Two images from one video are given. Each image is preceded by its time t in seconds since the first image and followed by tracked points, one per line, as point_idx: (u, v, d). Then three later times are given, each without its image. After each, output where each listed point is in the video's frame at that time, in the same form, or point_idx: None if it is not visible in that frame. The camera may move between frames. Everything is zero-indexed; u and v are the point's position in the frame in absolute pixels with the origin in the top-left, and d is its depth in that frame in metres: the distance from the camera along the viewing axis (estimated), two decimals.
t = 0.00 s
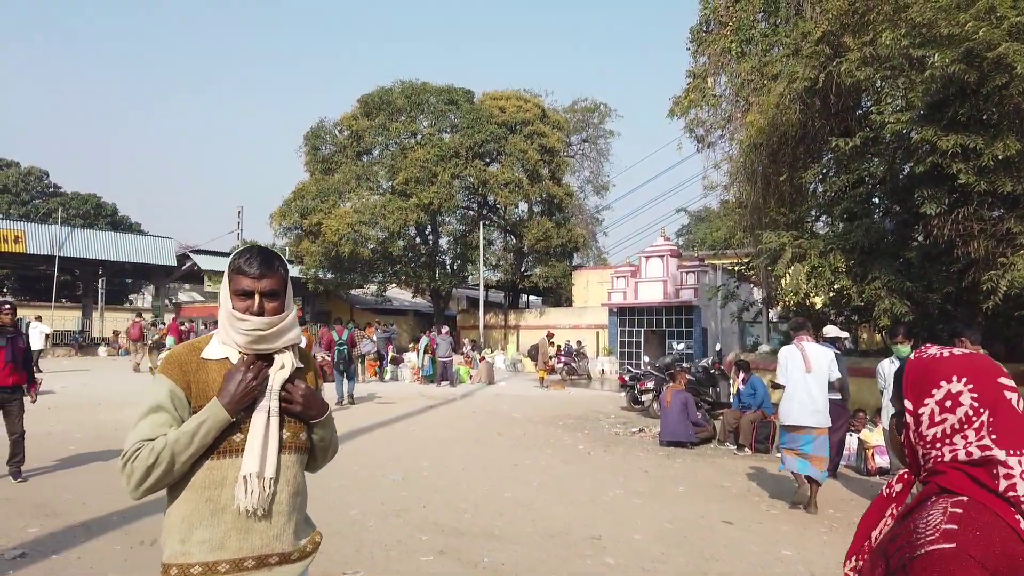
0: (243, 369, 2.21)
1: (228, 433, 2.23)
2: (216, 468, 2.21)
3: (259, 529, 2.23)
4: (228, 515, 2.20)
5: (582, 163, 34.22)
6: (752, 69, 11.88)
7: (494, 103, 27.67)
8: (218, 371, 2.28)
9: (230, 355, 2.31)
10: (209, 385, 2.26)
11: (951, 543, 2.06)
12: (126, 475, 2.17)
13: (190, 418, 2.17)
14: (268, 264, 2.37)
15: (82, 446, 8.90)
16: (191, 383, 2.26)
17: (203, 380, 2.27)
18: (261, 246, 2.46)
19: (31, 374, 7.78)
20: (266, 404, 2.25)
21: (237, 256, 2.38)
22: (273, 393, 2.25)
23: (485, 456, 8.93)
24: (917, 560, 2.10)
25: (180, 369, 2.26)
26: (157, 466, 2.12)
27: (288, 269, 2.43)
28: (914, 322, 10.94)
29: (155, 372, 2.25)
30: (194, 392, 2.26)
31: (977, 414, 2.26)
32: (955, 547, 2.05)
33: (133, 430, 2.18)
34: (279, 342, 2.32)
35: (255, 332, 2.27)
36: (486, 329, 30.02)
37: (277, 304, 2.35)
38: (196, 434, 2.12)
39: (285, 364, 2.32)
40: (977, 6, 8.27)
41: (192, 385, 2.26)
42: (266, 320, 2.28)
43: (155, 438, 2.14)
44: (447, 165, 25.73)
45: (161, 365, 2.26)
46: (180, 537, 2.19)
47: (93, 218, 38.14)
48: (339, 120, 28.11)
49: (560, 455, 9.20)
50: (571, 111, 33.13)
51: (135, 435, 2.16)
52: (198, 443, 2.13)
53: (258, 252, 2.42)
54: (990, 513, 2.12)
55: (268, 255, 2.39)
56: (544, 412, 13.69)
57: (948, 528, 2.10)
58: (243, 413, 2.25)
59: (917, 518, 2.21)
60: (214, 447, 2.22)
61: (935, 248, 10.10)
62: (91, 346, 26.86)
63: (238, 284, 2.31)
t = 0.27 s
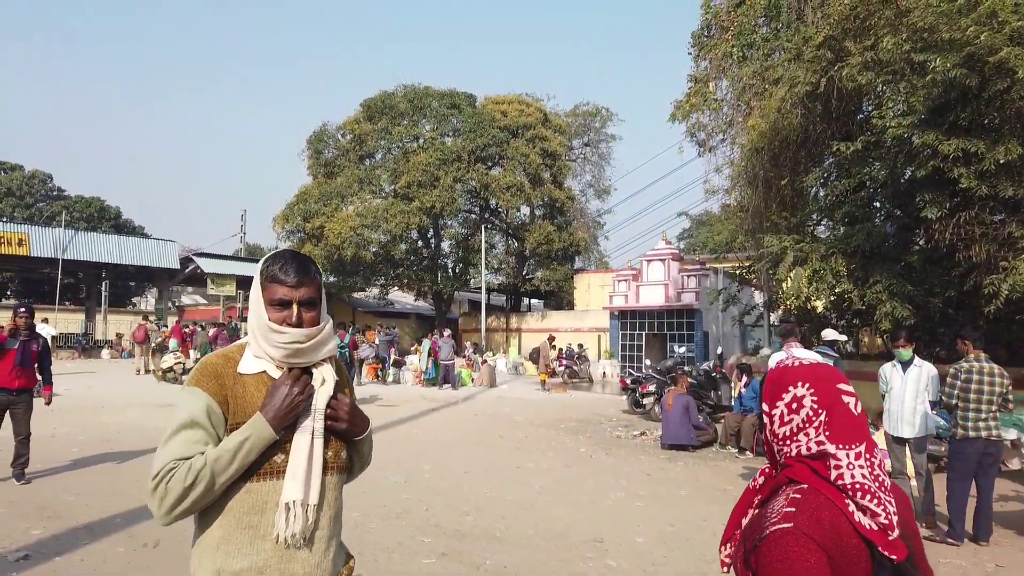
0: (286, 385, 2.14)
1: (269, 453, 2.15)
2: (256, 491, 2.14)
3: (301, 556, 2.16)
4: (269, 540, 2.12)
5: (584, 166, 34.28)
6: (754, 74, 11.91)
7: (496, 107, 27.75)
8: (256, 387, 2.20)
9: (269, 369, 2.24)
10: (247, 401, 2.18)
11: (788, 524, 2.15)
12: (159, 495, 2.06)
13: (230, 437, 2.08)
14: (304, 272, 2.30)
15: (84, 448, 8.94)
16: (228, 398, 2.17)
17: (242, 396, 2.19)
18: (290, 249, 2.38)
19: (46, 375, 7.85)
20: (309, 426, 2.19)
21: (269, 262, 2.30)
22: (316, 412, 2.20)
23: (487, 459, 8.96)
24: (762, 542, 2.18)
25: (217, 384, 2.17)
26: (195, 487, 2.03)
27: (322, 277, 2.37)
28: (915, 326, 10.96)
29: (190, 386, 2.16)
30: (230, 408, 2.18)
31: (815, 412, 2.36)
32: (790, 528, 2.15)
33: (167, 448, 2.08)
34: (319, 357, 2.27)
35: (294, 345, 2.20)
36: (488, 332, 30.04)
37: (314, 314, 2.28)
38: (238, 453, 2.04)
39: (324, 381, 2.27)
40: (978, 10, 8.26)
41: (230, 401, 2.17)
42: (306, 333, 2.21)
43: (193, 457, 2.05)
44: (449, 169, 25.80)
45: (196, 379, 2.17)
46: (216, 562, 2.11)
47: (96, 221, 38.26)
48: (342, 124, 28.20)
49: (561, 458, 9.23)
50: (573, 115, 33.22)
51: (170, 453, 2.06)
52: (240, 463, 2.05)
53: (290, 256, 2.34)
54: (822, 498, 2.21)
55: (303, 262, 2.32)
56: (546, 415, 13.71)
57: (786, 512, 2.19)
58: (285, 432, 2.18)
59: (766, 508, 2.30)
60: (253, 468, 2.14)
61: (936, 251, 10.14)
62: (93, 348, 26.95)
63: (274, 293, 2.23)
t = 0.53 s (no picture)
0: (320, 395, 1.94)
1: (301, 469, 1.95)
2: (287, 513, 1.93)
3: None
4: (305, 569, 1.92)
5: (586, 167, 34.31)
6: (756, 75, 11.91)
7: (498, 108, 27.79)
8: (283, 396, 1.99)
9: (296, 375, 2.03)
10: (274, 412, 1.97)
11: (681, 489, 2.11)
12: (177, 520, 1.85)
13: (258, 450, 1.87)
14: (328, 262, 2.12)
15: (87, 448, 8.95)
16: (253, 409, 1.96)
17: (268, 406, 1.97)
18: (311, 238, 2.20)
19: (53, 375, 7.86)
20: (345, 438, 2.00)
21: (290, 253, 2.12)
22: (353, 421, 2.01)
23: (489, 459, 8.97)
24: (655, 506, 2.13)
25: (240, 394, 1.95)
26: (220, 510, 1.82)
27: (346, 268, 2.18)
28: (917, 327, 10.97)
29: (208, 396, 1.93)
30: (254, 419, 1.96)
31: (708, 387, 2.34)
32: (683, 493, 2.10)
33: (185, 466, 1.86)
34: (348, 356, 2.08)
35: (322, 344, 2.01)
36: (490, 333, 30.07)
37: (341, 309, 2.10)
38: (268, 469, 1.84)
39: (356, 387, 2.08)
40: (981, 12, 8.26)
41: (255, 412, 1.96)
42: (335, 330, 2.03)
43: (217, 478, 1.84)
44: (451, 170, 25.83)
45: (216, 388, 1.95)
46: None
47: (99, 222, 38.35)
48: (344, 125, 28.23)
49: (563, 459, 9.24)
50: (576, 116, 33.25)
51: (190, 474, 1.85)
52: (271, 483, 1.85)
53: (312, 247, 2.16)
54: (713, 467, 2.18)
55: (327, 252, 2.14)
56: (548, 416, 13.72)
57: (679, 479, 2.16)
58: (320, 444, 1.99)
59: (661, 475, 2.26)
60: (284, 486, 1.94)
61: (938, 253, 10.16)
62: (96, 349, 27.03)
63: (298, 286, 2.05)
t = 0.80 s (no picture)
0: (350, 404, 1.84)
1: (327, 486, 1.86)
2: (311, 532, 1.84)
3: None
4: None
5: (588, 170, 34.30)
6: (759, 77, 11.90)
7: (501, 110, 27.82)
8: (308, 401, 1.91)
9: (323, 379, 1.94)
10: (297, 421, 1.88)
11: (582, 484, 2.24)
12: (186, 538, 1.77)
13: (278, 464, 1.78)
14: (365, 252, 2.01)
15: (89, 450, 8.95)
16: (273, 416, 1.88)
17: (291, 413, 1.88)
18: (347, 223, 2.09)
19: (53, 366, 7.72)
20: (380, 452, 1.91)
21: (325, 240, 2.01)
22: (388, 433, 1.93)
23: (491, 462, 8.95)
24: (559, 500, 2.26)
25: (261, 399, 1.87)
26: (230, 531, 1.74)
27: (384, 257, 2.07)
28: (920, 329, 10.96)
29: (226, 402, 1.85)
30: (275, 427, 1.88)
31: (604, 390, 2.48)
32: (584, 488, 2.22)
33: (199, 477, 1.79)
34: (383, 354, 1.98)
35: (356, 343, 1.92)
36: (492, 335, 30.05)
37: (377, 303, 2.00)
38: (285, 487, 1.75)
39: (389, 392, 1.99)
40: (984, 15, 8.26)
41: (276, 420, 1.88)
42: (370, 329, 1.93)
43: (231, 493, 1.77)
44: (454, 172, 25.83)
45: (236, 392, 1.87)
46: None
47: (102, 224, 38.39)
48: (347, 127, 28.26)
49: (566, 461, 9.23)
50: (578, 118, 33.27)
51: (203, 487, 1.77)
52: (288, 501, 1.76)
53: (349, 233, 2.05)
54: (611, 462, 2.32)
55: (364, 240, 2.02)
56: (550, 418, 13.71)
57: (579, 474, 2.28)
58: (350, 459, 1.89)
59: (564, 472, 2.39)
60: (307, 502, 1.85)
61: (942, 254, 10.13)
62: (99, 350, 27.04)
63: (332, 278, 1.94)
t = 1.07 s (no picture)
0: (411, 431, 1.69)
1: (386, 517, 1.71)
2: (371, 569, 1.69)
3: None
4: None
5: (594, 173, 34.29)
6: (766, 81, 11.87)
7: (507, 114, 27.85)
8: (365, 423, 1.75)
9: (381, 398, 1.79)
10: (354, 444, 1.73)
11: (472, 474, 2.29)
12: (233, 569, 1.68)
13: (328, 498, 1.65)
14: (424, 263, 1.85)
15: (97, 453, 8.98)
16: (327, 439, 1.74)
17: (348, 436, 1.74)
18: (409, 228, 1.93)
19: (49, 373, 7.51)
20: (448, 483, 1.75)
21: (382, 250, 1.87)
22: (455, 463, 1.77)
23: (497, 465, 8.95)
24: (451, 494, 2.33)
25: (315, 420, 1.74)
26: (275, 568, 1.63)
27: (447, 267, 1.91)
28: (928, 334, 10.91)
29: (278, 423, 1.73)
30: (330, 451, 1.74)
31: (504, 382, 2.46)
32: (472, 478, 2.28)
33: (246, 506, 1.68)
34: (442, 376, 1.82)
35: (411, 365, 1.76)
36: (498, 339, 30.05)
37: (438, 320, 1.83)
38: (335, 524, 1.62)
39: (453, 416, 1.83)
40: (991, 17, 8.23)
41: (330, 444, 1.73)
42: (426, 350, 1.77)
43: (279, 527, 1.65)
44: (460, 176, 25.86)
45: (288, 413, 1.74)
46: None
47: (110, 228, 38.59)
48: (353, 131, 28.33)
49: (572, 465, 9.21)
50: (584, 122, 33.29)
51: (251, 517, 1.66)
52: (339, 537, 1.63)
53: (410, 241, 1.89)
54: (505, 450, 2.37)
55: (424, 250, 1.87)
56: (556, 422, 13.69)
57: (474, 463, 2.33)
58: (411, 490, 1.74)
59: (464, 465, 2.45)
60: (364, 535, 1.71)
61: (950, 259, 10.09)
62: (107, 353, 27.15)
63: (389, 293, 1.80)
